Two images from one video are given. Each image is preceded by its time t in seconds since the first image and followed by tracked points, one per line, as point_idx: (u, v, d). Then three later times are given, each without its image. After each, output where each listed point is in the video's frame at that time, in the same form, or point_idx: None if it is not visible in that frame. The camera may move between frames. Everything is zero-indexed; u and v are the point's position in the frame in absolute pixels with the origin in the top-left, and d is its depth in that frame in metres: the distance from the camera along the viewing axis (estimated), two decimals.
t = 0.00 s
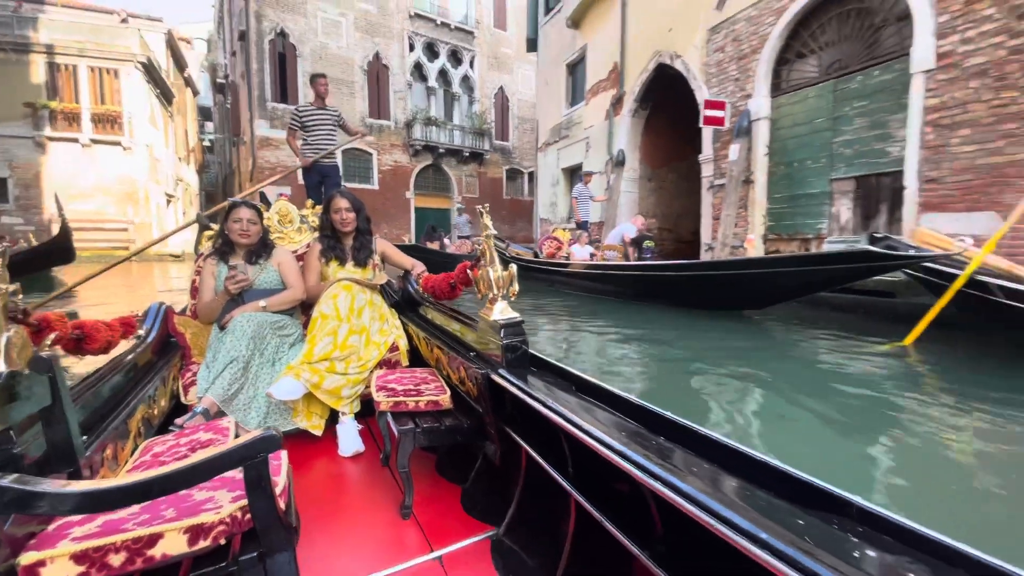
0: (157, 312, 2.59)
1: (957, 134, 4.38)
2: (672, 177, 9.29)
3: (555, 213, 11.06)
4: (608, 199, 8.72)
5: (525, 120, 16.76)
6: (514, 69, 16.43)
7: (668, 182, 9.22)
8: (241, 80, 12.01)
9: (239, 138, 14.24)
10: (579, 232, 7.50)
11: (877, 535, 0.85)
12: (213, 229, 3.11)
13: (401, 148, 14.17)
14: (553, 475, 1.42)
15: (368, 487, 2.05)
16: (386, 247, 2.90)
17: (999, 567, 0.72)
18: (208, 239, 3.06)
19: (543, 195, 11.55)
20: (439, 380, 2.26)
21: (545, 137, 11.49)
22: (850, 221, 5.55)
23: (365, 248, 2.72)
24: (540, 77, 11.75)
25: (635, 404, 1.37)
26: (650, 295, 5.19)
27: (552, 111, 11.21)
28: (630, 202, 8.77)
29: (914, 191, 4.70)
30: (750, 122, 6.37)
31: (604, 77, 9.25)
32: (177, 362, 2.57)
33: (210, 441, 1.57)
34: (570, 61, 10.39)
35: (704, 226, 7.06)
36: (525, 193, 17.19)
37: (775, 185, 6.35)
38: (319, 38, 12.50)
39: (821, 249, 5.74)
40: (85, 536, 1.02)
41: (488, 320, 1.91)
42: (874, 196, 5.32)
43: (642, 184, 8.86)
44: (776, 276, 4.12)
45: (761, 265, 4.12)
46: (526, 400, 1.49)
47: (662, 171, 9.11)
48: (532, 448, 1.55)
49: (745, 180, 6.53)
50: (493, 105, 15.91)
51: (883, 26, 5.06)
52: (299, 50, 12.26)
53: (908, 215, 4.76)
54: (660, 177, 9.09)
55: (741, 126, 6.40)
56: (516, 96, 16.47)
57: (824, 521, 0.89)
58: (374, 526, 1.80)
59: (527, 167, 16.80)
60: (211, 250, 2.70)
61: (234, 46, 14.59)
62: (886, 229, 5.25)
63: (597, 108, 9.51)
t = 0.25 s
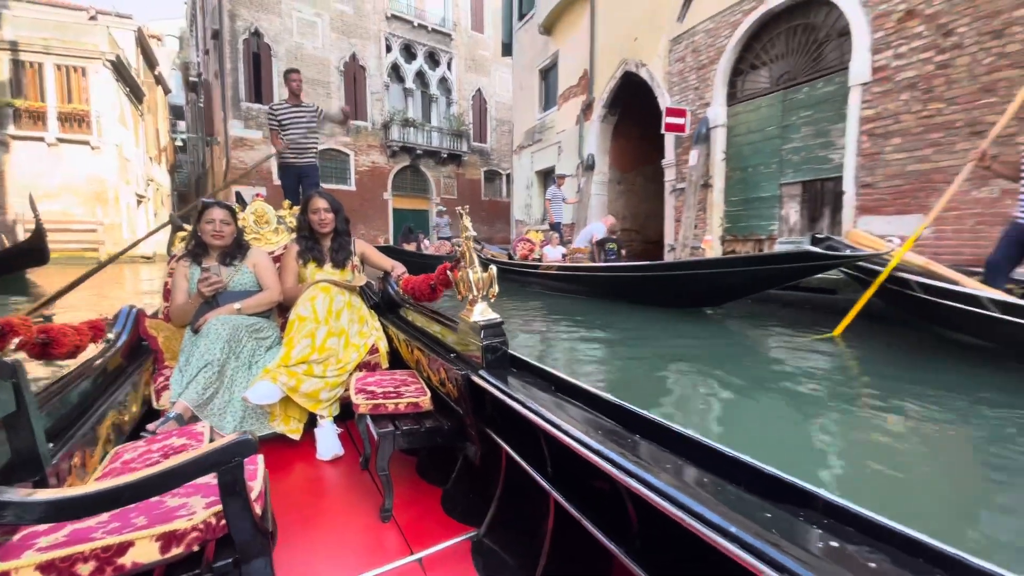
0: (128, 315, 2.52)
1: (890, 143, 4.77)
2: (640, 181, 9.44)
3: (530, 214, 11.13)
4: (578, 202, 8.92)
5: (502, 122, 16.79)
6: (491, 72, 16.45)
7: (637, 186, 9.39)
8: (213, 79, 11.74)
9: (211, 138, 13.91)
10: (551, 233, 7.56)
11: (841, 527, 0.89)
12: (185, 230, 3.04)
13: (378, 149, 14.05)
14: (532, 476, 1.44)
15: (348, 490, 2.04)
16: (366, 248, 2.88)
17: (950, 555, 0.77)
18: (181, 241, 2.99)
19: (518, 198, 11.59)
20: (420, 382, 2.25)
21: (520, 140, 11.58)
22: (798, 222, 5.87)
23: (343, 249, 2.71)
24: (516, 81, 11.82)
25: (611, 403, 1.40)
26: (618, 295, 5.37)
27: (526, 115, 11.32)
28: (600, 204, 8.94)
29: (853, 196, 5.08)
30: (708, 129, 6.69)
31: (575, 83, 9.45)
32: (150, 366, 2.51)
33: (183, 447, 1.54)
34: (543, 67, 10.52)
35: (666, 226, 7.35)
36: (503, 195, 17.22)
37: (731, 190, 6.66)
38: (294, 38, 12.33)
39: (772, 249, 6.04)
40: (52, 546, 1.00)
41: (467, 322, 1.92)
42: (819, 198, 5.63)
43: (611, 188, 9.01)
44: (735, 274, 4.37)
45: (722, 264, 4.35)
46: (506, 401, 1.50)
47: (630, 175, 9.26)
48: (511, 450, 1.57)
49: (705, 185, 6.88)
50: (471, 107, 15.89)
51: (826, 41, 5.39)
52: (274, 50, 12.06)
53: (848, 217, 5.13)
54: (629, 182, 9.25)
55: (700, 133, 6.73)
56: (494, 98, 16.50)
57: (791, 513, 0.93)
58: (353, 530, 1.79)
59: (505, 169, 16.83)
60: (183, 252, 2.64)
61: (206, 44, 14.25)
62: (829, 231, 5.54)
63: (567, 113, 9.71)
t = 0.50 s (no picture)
0: (90, 318, 2.42)
1: (824, 153, 5.08)
2: (606, 187, 9.54)
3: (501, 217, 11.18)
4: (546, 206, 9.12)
5: (477, 125, 16.80)
6: (465, 75, 16.47)
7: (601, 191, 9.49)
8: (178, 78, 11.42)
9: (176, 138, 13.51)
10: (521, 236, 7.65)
11: (809, 528, 0.92)
12: (151, 232, 2.96)
13: (351, 151, 13.88)
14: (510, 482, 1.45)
15: (321, 499, 2.01)
16: (341, 251, 2.84)
17: (912, 555, 0.81)
18: (146, 242, 2.90)
19: (489, 201, 11.64)
20: (395, 388, 2.24)
21: (491, 144, 11.65)
22: (746, 226, 6.13)
23: (318, 252, 2.65)
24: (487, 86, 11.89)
25: (587, 408, 1.42)
26: (583, 295, 5.50)
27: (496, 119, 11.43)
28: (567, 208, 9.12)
29: (792, 202, 5.39)
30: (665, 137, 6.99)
31: (543, 90, 9.66)
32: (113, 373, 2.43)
33: (148, 456, 1.50)
34: (512, 74, 10.66)
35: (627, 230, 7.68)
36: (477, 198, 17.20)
37: (685, 195, 6.93)
38: (264, 38, 12.14)
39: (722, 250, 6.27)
40: (9, 562, 0.97)
41: (445, 327, 1.92)
42: (764, 204, 5.93)
43: (576, 192, 9.17)
44: (689, 274, 4.54)
45: (675, 264, 4.53)
46: (483, 407, 1.51)
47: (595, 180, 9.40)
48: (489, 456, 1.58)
49: (661, 190, 7.19)
50: (445, 109, 15.86)
51: (770, 56, 5.70)
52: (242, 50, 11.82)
53: (788, 221, 5.42)
54: (594, 187, 9.38)
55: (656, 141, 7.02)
56: (468, 101, 16.51)
57: (762, 515, 0.97)
58: (326, 539, 1.77)
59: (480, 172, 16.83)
60: (150, 254, 2.56)
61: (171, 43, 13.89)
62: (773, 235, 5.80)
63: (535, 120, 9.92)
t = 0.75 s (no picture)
0: (25, 323, 2.22)
1: (755, 163, 5.37)
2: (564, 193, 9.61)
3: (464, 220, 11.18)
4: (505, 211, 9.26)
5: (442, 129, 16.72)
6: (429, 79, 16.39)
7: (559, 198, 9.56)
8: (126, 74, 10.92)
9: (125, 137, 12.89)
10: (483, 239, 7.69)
11: (773, 528, 0.96)
12: (98, 231, 2.82)
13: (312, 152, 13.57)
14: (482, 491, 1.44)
15: (281, 512, 1.96)
16: (303, 254, 2.74)
17: (872, 554, 0.84)
18: (92, 241, 2.76)
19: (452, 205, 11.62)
20: (360, 395, 2.21)
21: (454, 149, 11.66)
22: (688, 231, 6.38)
23: (279, 254, 2.57)
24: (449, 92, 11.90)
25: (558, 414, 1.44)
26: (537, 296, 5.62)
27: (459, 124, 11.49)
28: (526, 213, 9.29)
29: (727, 208, 5.66)
30: (614, 147, 7.32)
31: (503, 97, 9.78)
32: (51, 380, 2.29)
33: (92, 470, 1.43)
34: (474, 80, 10.75)
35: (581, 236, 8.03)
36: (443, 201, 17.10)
37: (634, 202, 7.20)
38: (220, 36, 11.76)
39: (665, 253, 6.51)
40: None
41: (414, 333, 1.90)
42: (704, 210, 6.18)
43: (536, 198, 9.28)
44: (633, 276, 4.72)
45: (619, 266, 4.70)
46: (453, 415, 1.51)
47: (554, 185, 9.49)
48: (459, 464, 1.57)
49: (610, 198, 7.49)
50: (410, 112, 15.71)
51: (709, 73, 6.03)
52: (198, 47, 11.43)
53: (724, 226, 5.69)
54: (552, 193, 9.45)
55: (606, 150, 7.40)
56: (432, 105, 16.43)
57: (729, 518, 0.99)
58: (286, 555, 1.72)
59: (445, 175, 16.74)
60: (96, 253, 2.43)
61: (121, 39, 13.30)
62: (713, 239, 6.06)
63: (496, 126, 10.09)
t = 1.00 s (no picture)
0: None
1: (675, 176, 5.85)
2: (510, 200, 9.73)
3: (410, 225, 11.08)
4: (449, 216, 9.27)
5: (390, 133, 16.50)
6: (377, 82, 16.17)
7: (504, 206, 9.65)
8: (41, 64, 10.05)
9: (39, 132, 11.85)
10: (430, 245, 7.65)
11: (718, 524, 1.00)
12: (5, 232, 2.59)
13: (252, 153, 13.00)
14: (434, 502, 1.43)
15: (217, 534, 1.85)
16: (242, 259, 2.60)
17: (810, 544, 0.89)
18: None
19: (399, 210, 11.49)
20: (304, 406, 2.13)
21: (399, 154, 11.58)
22: (618, 238, 6.67)
23: (215, 258, 2.45)
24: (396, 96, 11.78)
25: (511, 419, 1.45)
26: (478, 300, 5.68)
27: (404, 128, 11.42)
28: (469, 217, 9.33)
29: (651, 216, 6.09)
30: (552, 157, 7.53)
31: (447, 105, 9.87)
32: None
33: None
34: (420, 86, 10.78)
35: (522, 241, 8.19)
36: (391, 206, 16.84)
37: (570, 211, 7.39)
38: (150, 28, 11.08)
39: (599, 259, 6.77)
40: None
41: (362, 340, 1.86)
42: (634, 219, 6.55)
43: (481, 205, 9.35)
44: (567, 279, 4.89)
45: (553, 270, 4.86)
46: (404, 424, 1.49)
47: (499, 193, 9.55)
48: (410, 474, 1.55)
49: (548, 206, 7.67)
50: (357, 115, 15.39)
51: (636, 90, 6.44)
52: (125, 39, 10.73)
53: (649, 233, 6.10)
54: (496, 200, 9.53)
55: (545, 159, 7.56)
56: (380, 108, 16.20)
57: (678, 516, 1.03)
58: None
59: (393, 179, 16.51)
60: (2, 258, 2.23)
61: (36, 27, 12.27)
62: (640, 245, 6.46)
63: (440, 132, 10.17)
